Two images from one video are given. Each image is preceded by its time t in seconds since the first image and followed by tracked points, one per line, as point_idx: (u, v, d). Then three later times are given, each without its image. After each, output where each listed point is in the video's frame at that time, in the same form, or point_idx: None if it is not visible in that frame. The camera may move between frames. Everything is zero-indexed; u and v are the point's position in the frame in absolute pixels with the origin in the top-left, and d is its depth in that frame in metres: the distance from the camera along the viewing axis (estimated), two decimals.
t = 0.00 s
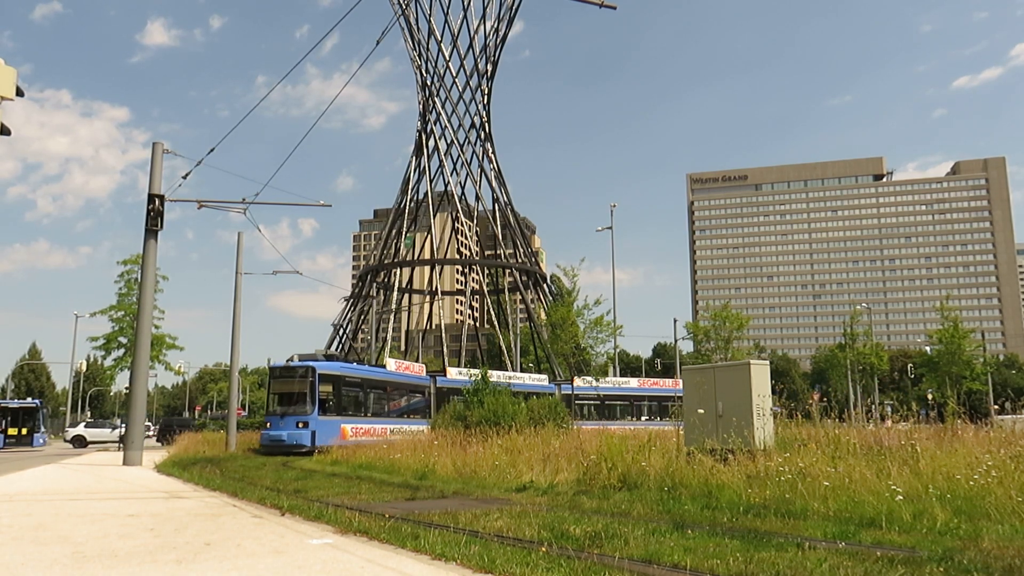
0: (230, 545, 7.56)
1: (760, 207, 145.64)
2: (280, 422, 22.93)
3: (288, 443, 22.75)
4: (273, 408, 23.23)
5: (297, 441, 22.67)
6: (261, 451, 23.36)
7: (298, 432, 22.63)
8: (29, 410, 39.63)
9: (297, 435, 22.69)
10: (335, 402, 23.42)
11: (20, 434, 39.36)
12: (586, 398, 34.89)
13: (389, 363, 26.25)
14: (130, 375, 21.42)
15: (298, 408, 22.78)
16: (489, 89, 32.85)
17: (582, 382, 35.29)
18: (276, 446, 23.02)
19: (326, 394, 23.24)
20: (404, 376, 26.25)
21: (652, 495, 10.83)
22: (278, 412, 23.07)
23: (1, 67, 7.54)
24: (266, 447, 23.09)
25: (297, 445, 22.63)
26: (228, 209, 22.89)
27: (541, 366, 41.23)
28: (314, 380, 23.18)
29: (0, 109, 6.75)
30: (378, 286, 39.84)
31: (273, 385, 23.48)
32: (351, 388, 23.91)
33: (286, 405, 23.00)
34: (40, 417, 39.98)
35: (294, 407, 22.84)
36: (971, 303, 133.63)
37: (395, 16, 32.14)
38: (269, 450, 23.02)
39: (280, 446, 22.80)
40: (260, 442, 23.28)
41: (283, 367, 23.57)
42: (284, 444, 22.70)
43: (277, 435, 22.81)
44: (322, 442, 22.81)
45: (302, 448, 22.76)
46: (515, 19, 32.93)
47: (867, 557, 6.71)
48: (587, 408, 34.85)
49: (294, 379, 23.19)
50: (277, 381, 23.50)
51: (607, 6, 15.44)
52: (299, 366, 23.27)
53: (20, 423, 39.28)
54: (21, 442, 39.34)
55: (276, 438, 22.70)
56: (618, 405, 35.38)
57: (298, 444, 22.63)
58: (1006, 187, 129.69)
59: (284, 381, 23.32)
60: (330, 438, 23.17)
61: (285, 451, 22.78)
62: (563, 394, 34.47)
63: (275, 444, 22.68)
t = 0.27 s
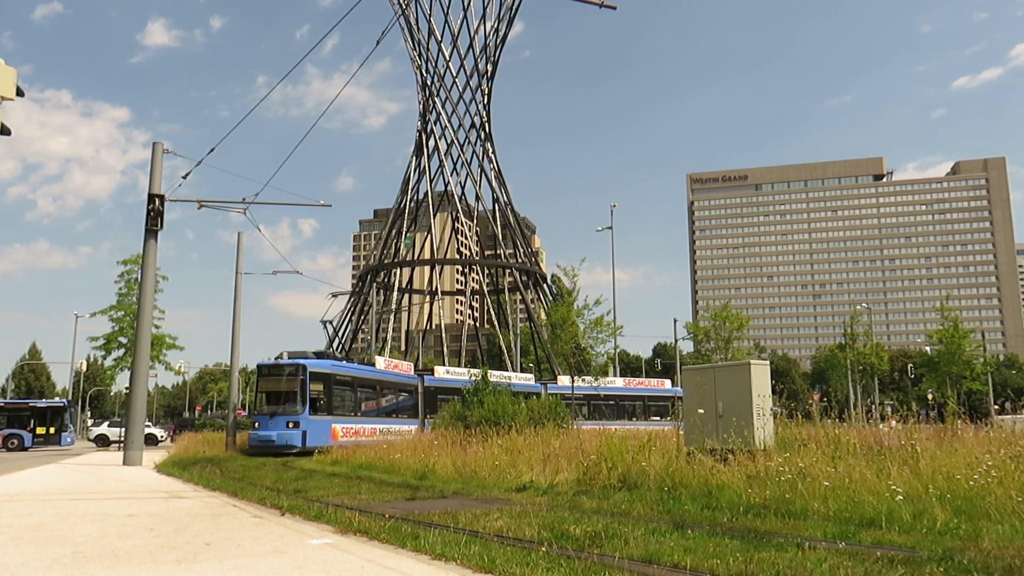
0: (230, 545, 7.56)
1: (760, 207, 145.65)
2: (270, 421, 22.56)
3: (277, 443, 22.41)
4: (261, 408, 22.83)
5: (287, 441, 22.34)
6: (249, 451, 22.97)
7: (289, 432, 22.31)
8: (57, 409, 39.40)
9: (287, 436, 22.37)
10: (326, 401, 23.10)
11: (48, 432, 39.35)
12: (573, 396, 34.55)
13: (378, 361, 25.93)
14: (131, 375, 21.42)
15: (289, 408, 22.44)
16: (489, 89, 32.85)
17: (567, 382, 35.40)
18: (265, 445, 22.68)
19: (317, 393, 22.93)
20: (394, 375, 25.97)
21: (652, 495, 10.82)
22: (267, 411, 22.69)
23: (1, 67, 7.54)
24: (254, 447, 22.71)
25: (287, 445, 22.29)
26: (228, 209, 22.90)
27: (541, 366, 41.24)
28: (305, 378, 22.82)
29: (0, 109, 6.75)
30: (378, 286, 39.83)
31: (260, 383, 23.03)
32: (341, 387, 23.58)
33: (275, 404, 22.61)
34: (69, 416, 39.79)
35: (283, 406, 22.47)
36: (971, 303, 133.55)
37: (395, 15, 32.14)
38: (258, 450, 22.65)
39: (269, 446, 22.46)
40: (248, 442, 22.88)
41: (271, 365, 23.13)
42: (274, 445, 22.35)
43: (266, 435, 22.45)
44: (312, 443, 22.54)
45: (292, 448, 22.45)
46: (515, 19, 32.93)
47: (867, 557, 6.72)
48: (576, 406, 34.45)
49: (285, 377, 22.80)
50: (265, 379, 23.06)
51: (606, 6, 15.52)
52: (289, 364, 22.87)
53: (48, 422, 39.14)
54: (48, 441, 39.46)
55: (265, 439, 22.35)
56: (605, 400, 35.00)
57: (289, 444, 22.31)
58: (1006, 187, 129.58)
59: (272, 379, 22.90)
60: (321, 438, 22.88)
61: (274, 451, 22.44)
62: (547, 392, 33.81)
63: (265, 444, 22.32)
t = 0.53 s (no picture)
0: (230, 545, 7.55)
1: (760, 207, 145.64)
2: (260, 421, 22.14)
3: (267, 444, 22.00)
4: (250, 407, 22.41)
5: (278, 442, 21.93)
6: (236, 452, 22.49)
7: (279, 432, 21.90)
8: (83, 408, 39.73)
9: (278, 436, 21.95)
10: (318, 400, 22.73)
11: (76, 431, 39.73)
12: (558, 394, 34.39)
13: (366, 360, 25.64)
14: (131, 375, 21.42)
15: (280, 407, 22.05)
16: (489, 89, 32.84)
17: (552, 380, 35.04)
18: (254, 446, 22.26)
19: (308, 392, 22.57)
20: (383, 374, 25.74)
21: (652, 495, 10.82)
22: (256, 411, 22.27)
23: (1, 67, 7.55)
24: (242, 449, 22.25)
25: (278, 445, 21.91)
26: (228, 209, 22.92)
27: (540, 366, 41.23)
28: (296, 377, 22.48)
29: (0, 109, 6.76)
30: (378, 286, 39.81)
31: (246, 382, 22.59)
32: (331, 386, 23.27)
33: (265, 404, 22.21)
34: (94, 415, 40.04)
35: (273, 405, 22.08)
36: (971, 303, 133.43)
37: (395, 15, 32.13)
38: (247, 451, 22.20)
39: (259, 447, 22.04)
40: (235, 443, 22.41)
41: (260, 363, 22.74)
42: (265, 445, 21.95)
43: (256, 436, 22.02)
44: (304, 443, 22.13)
45: (282, 449, 22.05)
46: (515, 18, 32.93)
47: (867, 557, 6.71)
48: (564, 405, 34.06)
49: (275, 376, 22.44)
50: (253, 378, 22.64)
51: (607, 6, 15.52)
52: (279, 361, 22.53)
53: (75, 420, 39.42)
54: (76, 439, 39.86)
55: (255, 439, 21.92)
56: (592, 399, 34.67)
57: (280, 444, 21.92)
58: (1006, 187, 129.44)
59: (261, 377, 22.50)
60: (312, 438, 22.48)
61: (264, 452, 22.02)
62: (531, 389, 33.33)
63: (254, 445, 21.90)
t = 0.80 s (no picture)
0: (230, 545, 7.56)
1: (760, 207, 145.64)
2: (250, 421, 21.44)
3: (258, 445, 21.31)
4: (239, 406, 21.65)
5: (269, 443, 21.23)
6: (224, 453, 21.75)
7: (271, 432, 21.22)
8: (109, 408, 40.00)
9: (269, 437, 21.27)
10: (310, 400, 22.07)
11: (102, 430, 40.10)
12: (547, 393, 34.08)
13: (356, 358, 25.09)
14: (131, 375, 21.42)
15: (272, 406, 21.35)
16: (489, 89, 32.85)
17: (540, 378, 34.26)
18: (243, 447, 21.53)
19: (301, 391, 21.90)
20: (373, 373, 25.25)
21: (652, 495, 10.82)
22: (246, 410, 21.55)
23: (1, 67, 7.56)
24: (231, 449, 21.52)
25: (270, 446, 21.22)
26: (228, 209, 22.94)
27: (540, 366, 41.22)
28: (288, 375, 21.79)
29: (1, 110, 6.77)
30: (378, 286, 39.80)
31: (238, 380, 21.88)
32: (323, 384, 22.64)
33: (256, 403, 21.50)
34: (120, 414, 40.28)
35: (265, 405, 21.39)
36: (971, 303, 133.25)
37: (395, 16, 32.14)
38: (237, 451, 21.47)
39: (249, 448, 21.35)
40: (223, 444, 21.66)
41: (249, 361, 21.99)
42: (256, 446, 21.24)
43: (247, 436, 21.30)
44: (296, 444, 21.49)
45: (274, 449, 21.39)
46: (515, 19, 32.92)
47: (867, 557, 6.71)
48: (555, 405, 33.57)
49: (266, 374, 21.72)
50: (242, 376, 21.90)
51: (605, 5, 15.60)
52: (270, 358, 21.82)
53: (102, 419, 39.68)
54: (103, 438, 40.26)
55: (246, 440, 21.22)
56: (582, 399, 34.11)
57: (272, 445, 21.25)
58: (1006, 187, 129.31)
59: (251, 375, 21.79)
60: (304, 438, 21.82)
61: (255, 453, 21.32)
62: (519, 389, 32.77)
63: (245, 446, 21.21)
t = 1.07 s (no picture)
0: (229, 545, 7.56)
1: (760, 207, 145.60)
2: (242, 420, 20.98)
3: (251, 445, 20.91)
4: (231, 405, 21.18)
5: (262, 443, 20.86)
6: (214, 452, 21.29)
7: (263, 434, 20.83)
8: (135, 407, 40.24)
9: (261, 437, 20.88)
10: (303, 399, 21.68)
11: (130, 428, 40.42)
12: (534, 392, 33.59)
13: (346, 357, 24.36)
14: (131, 375, 21.41)
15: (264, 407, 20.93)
16: (489, 89, 32.84)
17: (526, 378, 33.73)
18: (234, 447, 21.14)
19: (293, 390, 21.49)
20: (364, 370, 24.76)
21: (652, 495, 10.82)
22: (238, 409, 21.09)
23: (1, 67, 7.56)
24: (222, 450, 21.09)
25: (264, 446, 20.84)
26: (227, 209, 22.95)
27: (540, 366, 41.21)
28: (281, 373, 21.37)
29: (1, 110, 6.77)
30: (378, 286, 39.78)
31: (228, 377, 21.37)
32: (315, 382, 22.27)
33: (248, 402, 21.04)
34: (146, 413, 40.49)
35: (257, 404, 20.96)
36: (971, 303, 132.98)
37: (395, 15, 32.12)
38: (229, 452, 21.04)
39: (242, 448, 20.95)
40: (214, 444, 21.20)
41: (240, 358, 21.50)
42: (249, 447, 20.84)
43: (239, 437, 20.89)
44: (289, 444, 21.17)
45: (267, 450, 21.01)
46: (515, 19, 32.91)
47: (867, 558, 6.71)
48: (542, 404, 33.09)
49: (258, 372, 21.27)
50: (233, 373, 21.43)
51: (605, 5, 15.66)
52: (262, 356, 21.35)
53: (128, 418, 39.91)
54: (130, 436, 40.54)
55: (238, 441, 20.80)
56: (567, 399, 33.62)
57: (266, 445, 20.87)
58: (1006, 187, 129.23)
59: (242, 373, 21.32)
60: (297, 438, 21.48)
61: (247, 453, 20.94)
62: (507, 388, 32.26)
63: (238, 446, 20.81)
